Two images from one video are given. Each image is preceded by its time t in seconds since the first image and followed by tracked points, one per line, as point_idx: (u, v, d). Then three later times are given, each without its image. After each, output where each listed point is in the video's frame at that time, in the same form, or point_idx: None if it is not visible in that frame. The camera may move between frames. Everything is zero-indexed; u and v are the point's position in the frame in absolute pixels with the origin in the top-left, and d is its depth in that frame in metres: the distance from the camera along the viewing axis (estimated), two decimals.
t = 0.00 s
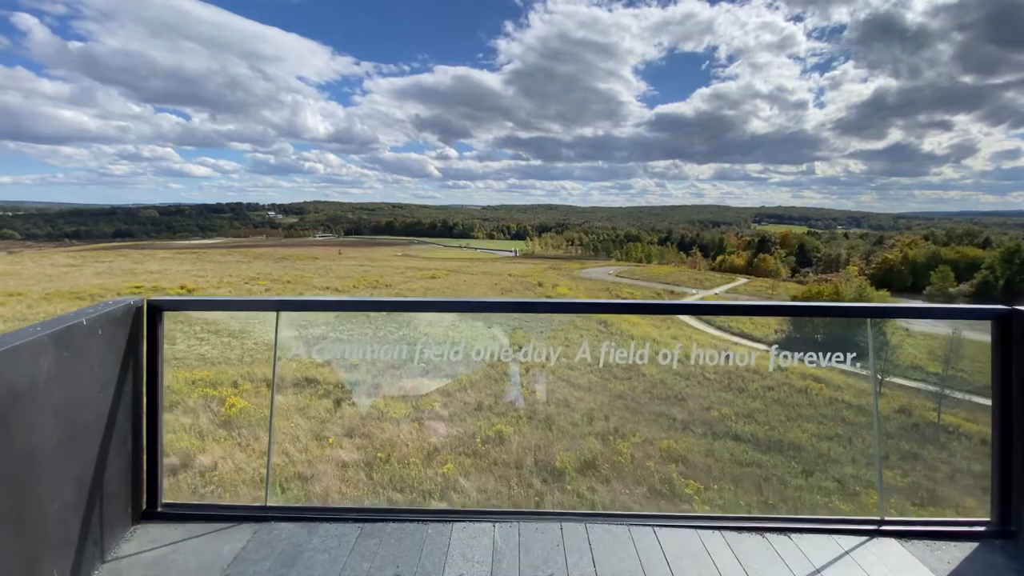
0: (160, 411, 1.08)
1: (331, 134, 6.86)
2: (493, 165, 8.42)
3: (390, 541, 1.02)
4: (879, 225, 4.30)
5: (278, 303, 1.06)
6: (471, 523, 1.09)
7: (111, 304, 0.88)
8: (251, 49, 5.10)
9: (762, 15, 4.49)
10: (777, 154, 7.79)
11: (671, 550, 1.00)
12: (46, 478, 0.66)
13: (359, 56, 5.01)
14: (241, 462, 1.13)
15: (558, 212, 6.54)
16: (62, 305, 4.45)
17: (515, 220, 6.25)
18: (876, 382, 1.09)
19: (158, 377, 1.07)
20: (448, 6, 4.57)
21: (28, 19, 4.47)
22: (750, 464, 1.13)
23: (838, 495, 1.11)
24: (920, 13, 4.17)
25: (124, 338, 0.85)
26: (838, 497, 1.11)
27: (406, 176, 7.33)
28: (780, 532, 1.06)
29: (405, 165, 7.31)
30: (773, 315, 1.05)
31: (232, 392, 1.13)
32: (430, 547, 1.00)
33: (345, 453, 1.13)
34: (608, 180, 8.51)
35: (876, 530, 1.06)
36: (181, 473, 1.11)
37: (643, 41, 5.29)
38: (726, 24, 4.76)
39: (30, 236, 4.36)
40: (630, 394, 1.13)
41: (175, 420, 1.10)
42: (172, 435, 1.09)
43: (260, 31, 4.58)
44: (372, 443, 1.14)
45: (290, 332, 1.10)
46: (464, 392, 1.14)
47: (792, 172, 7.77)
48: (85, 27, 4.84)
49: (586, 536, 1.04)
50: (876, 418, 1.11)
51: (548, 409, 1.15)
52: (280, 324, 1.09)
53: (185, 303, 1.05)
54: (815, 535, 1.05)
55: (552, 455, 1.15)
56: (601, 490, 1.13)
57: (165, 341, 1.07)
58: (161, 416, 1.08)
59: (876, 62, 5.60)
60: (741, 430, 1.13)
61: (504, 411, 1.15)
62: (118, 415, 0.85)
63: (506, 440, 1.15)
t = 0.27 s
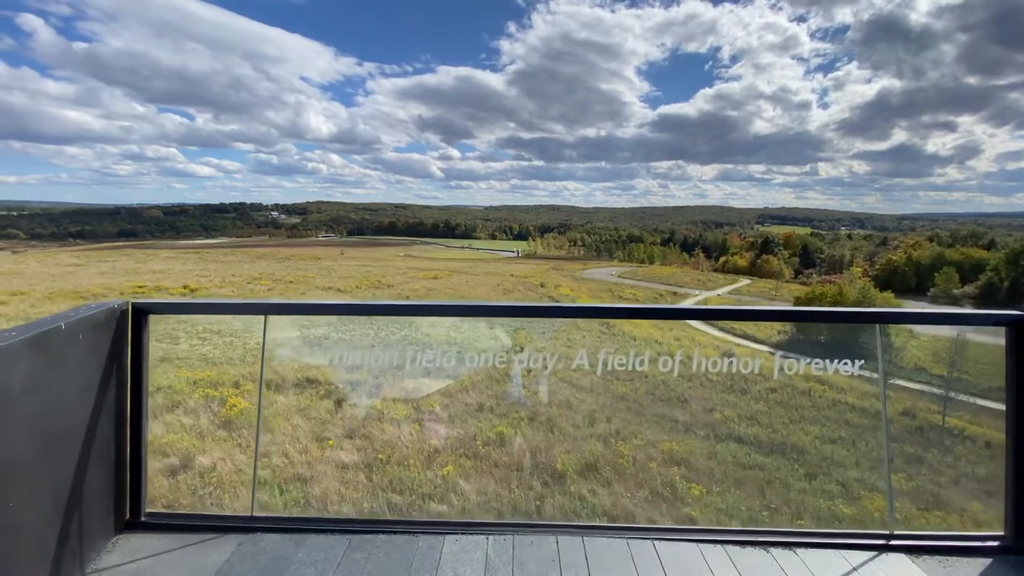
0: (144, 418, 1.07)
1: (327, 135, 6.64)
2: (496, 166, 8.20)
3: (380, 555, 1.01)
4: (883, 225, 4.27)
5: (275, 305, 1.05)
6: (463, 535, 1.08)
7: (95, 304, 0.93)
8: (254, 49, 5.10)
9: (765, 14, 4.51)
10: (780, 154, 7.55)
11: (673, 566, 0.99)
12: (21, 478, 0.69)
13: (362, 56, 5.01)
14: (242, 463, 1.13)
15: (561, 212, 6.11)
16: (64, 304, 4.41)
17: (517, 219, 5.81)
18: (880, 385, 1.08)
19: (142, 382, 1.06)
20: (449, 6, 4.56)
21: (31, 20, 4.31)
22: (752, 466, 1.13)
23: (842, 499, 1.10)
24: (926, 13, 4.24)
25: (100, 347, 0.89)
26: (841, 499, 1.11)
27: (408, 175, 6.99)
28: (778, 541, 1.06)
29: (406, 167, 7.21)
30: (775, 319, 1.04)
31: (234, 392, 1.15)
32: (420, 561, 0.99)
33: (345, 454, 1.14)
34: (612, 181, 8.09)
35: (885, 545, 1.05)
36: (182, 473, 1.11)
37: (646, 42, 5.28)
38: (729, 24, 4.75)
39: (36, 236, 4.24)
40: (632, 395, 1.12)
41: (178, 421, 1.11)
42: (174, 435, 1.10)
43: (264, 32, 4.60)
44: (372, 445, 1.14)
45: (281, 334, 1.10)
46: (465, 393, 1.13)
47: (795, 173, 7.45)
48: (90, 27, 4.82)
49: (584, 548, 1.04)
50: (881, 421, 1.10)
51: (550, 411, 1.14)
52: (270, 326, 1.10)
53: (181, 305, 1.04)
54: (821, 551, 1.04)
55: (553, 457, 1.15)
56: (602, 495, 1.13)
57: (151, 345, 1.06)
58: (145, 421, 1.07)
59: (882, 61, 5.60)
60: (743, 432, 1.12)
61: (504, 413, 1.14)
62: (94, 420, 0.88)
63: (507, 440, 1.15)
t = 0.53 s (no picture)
0: (121, 423, 1.14)
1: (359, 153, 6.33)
2: (499, 167, 7.81)
3: (361, 564, 1.06)
4: (887, 228, 4.24)
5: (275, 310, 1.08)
6: (450, 547, 1.12)
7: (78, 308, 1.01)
8: (259, 50, 5.12)
9: (771, 16, 4.51)
10: (786, 155, 6.90)
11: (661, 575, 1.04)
12: None
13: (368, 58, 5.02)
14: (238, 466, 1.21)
15: (564, 213, 5.86)
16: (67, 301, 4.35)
17: (518, 220, 5.57)
18: (885, 388, 1.11)
19: (121, 389, 1.12)
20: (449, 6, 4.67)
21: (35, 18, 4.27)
22: (755, 469, 1.17)
23: (846, 505, 1.16)
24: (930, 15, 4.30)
25: (74, 348, 0.98)
26: (844, 503, 1.16)
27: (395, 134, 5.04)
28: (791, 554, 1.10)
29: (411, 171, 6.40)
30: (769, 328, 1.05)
31: (235, 392, 1.21)
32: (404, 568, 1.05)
33: (344, 455, 1.20)
34: (615, 182, 7.35)
35: (884, 557, 1.10)
36: (180, 476, 1.20)
37: (650, 44, 5.27)
38: (734, 26, 4.75)
39: (38, 235, 4.54)
40: (636, 396, 1.16)
41: (178, 421, 1.21)
42: (174, 434, 1.21)
43: (269, 32, 4.56)
44: (372, 445, 1.20)
45: (273, 335, 1.15)
46: (467, 394, 1.18)
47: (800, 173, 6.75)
48: (95, 27, 4.83)
49: (571, 558, 1.08)
50: (885, 424, 1.14)
51: (551, 413, 1.18)
52: (258, 325, 1.14)
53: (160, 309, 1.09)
54: (817, 561, 1.09)
55: (554, 460, 1.20)
56: (603, 499, 1.19)
57: (131, 355, 1.13)
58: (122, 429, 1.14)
59: (885, 65, 5.40)
60: (746, 434, 1.16)
61: (505, 413, 1.18)
62: (66, 428, 0.96)
63: (509, 442, 1.19)
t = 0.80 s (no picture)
0: (96, 428, 1.28)
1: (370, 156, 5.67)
2: (504, 169, 7.46)
3: None
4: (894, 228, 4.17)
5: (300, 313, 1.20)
6: (427, 559, 1.24)
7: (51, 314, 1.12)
8: (266, 51, 5.16)
9: (775, 17, 4.51)
10: (790, 156, 6.45)
11: None
12: None
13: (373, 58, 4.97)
14: (239, 467, 1.35)
15: (568, 215, 5.67)
16: (71, 300, 4.21)
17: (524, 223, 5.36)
18: (891, 391, 1.21)
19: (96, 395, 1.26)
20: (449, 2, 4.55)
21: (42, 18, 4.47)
22: (761, 473, 1.29)
23: (848, 509, 1.28)
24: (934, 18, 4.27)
25: (47, 356, 1.10)
26: (846, 508, 1.28)
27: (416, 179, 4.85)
28: (795, 559, 1.23)
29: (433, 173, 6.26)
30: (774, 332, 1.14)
31: (235, 393, 1.33)
32: None
33: (344, 458, 1.34)
34: (619, 183, 6.90)
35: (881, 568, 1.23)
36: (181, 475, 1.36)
37: (655, 45, 5.29)
38: (739, 27, 4.75)
39: (44, 234, 4.47)
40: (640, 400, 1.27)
41: (183, 421, 1.36)
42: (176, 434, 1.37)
43: (274, 33, 4.62)
44: (372, 446, 1.34)
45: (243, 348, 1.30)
46: (469, 396, 1.31)
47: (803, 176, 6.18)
48: (101, 27, 4.96)
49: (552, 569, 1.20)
50: (888, 426, 1.24)
51: (555, 415, 1.30)
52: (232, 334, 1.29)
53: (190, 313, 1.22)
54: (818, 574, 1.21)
55: (555, 463, 1.32)
56: (603, 505, 1.32)
57: (106, 362, 1.27)
58: (98, 434, 1.28)
59: (893, 65, 4.93)
60: (750, 437, 1.27)
61: (508, 416, 1.31)
62: (37, 432, 1.08)
63: (507, 443, 1.32)
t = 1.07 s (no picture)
0: (73, 433, 1.35)
1: (332, 117, 3.45)
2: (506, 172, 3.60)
3: None
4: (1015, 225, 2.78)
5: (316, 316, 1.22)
6: (408, 567, 1.31)
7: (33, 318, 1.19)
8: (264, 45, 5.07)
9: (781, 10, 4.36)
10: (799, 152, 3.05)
11: None
12: None
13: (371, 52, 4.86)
14: (237, 467, 1.41)
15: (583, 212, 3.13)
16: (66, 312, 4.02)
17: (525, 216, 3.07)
18: (893, 394, 1.22)
19: (74, 398, 1.33)
20: None
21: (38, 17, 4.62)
22: (764, 476, 1.32)
23: (851, 513, 1.31)
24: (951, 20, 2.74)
25: (23, 351, 1.17)
26: (849, 512, 1.31)
27: (411, 184, 3.44)
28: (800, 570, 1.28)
29: (415, 154, 3.59)
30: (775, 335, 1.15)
31: (236, 393, 1.37)
32: None
33: (345, 459, 1.41)
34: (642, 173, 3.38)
35: None
36: (179, 475, 1.43)
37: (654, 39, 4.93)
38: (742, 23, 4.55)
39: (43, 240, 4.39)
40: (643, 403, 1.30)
41: (184, 420, 1.43)
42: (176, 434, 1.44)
43: None
44: (372, 447, 1.40)
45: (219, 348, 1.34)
46: (471, 397, 1.35)
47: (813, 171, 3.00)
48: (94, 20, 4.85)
49: None
50: (896, 428, 1.26)
51: (555, 416, 1.33)
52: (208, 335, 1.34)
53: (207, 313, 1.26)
54: None
55: (555, 465, 1.37)
56: (603, 508, 1.37)
57: (84, 365, 1.34)
58: (75, 438, 1.35)
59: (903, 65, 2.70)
60: (753, 439, 1.30)
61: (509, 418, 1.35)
62: (12, 430, 1.15)
63: (507, 444, 1.36)
